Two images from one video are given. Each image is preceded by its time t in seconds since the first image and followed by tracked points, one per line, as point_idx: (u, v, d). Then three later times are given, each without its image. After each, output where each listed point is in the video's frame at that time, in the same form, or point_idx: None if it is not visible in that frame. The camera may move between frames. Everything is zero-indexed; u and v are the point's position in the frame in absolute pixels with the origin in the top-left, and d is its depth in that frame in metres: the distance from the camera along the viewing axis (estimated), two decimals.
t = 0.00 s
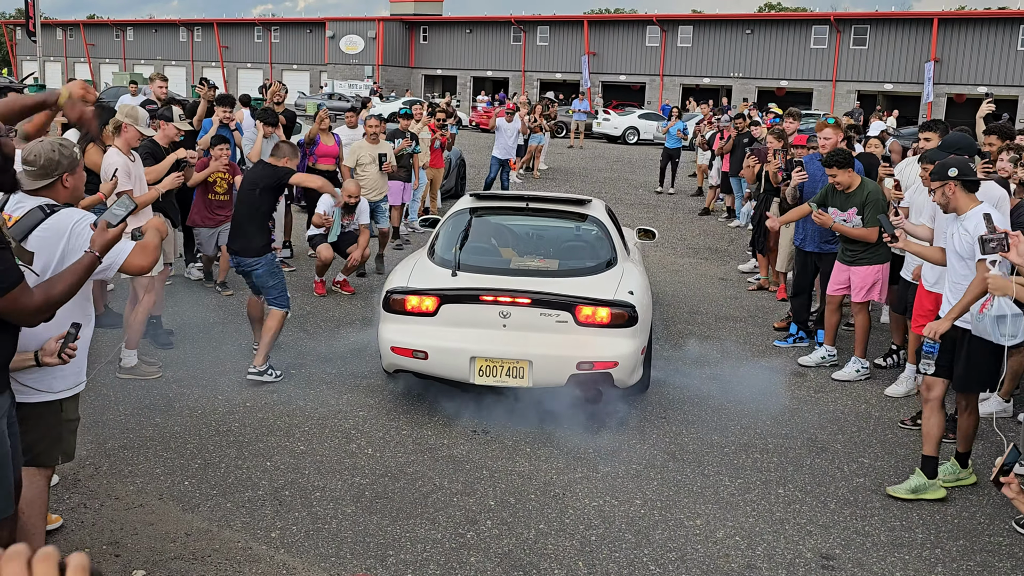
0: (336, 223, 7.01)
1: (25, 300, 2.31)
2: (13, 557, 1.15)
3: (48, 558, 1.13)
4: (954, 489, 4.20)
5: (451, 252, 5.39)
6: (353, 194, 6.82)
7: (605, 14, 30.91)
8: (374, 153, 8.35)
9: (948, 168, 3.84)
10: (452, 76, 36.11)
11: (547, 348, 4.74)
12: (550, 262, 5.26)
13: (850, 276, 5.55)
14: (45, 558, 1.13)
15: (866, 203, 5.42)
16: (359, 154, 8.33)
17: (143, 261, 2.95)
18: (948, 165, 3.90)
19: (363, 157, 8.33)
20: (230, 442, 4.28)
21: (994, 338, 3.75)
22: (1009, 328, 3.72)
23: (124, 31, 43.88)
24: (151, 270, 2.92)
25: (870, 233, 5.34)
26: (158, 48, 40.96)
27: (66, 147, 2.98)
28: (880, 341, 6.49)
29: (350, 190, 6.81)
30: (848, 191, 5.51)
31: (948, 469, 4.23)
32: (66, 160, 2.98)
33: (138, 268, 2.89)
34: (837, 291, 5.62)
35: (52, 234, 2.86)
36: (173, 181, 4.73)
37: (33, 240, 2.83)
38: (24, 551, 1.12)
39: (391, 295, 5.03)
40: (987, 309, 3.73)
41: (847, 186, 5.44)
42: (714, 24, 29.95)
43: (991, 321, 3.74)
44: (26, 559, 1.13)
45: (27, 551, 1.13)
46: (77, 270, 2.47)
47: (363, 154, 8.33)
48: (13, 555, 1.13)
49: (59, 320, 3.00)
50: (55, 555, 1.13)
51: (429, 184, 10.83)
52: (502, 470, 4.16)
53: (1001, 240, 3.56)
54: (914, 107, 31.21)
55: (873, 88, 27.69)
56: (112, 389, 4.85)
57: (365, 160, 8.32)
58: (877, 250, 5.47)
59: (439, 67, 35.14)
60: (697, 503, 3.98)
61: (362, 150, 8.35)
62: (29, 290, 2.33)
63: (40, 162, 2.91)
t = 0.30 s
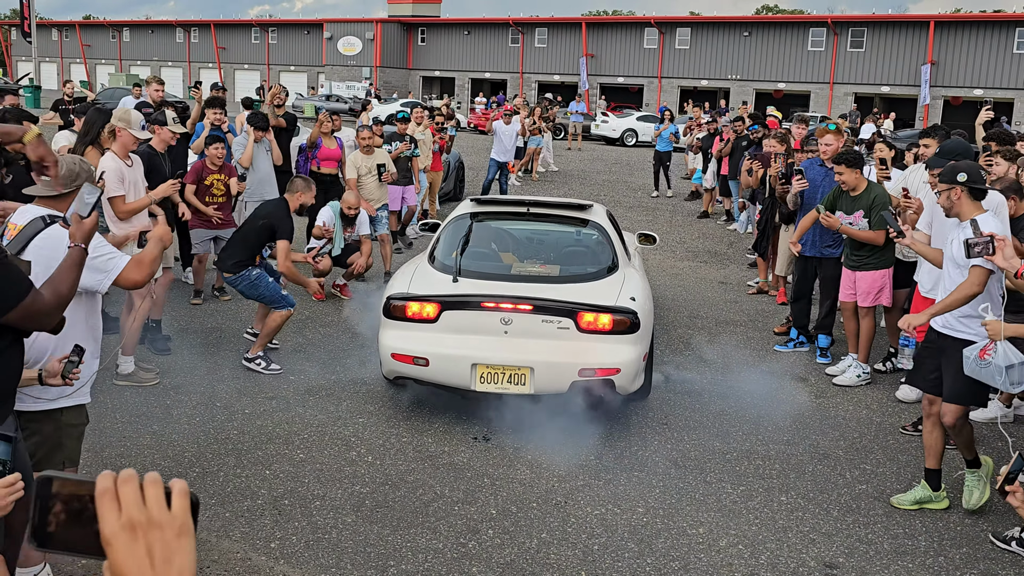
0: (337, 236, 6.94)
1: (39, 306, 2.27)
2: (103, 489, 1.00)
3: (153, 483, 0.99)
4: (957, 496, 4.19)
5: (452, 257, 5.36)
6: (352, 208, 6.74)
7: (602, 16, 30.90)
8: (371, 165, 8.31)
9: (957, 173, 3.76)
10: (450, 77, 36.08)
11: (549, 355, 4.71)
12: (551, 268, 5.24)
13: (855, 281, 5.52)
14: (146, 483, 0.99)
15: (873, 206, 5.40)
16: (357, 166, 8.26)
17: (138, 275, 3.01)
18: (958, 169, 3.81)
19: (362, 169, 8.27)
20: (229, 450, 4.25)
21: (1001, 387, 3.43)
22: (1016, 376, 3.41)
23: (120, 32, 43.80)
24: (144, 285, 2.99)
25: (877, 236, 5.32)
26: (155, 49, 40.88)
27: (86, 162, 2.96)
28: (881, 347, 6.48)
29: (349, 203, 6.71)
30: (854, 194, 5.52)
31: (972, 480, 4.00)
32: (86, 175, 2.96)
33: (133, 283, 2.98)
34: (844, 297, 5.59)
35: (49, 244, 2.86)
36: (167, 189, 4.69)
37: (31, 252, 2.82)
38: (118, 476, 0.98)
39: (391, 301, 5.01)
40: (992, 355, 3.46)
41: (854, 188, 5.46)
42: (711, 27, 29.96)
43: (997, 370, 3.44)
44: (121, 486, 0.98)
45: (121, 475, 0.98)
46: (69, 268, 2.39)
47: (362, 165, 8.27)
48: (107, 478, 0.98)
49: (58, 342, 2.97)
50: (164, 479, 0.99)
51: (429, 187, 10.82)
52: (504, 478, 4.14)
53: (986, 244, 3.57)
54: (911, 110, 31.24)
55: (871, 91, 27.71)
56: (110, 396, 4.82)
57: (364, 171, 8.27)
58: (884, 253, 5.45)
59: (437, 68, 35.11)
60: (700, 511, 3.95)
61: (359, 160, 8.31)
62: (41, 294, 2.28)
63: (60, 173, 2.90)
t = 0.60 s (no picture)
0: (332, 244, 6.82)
1: (57, 343, 2.10)
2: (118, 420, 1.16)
3: (156, 410, 1.13)
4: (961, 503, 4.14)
5: (449, 263, 5.30)
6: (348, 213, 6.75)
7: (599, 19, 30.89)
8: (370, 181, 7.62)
9: (976, 176, 3.64)
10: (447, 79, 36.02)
11: (548, 362, 4.65)
12: (550, 273, 5.18)
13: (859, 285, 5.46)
14: (151, 411, 1.13)
15: (872, 207, 5.34)
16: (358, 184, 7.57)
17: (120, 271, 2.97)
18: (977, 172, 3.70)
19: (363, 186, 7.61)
20: (222, 461, 4.19)
21: (992, 404, 3.44)
22: (1007, 393, 3.42)
23: (116, 34, 43.69)
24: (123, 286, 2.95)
25: (875, 236, 5.28)
26: (151, 51, 40.79)
27: (92, 166, 3.10)
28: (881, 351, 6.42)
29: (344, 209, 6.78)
30: (854, 196, 5.46)
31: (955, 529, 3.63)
32: (90, 178, 3.08)
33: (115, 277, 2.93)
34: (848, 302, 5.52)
35: (41, 239, 3.01)
36: (158, 198, 4.60)
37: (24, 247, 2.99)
38: (126, 406, 1.13)
39: (388, 309, 4.95)
40: (982, 372, 3.46)
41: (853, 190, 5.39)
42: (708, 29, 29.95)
43: (989, 388, 3.44)
44: (130, 415, 1.13)
45: (129, 405, 1.13)
46: (86, 298, 2.26)
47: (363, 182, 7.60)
48: (119, 408, 1.14)
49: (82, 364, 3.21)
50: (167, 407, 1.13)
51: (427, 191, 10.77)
52: (502, 488, 4.07)
53: (975, 259, 3.42)
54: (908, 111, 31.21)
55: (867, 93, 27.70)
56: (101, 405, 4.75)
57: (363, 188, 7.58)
58: (884, 255, 5.39)
59: (434, 70, 35.06)
60: (701, 520, 3.85)
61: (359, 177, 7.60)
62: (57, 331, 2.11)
63: (66, 173, 3.02)
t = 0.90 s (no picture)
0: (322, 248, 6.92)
1: None
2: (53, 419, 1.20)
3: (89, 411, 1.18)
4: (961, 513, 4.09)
5: (443, 269, 5.23)
6: (340, 216, 6.86)
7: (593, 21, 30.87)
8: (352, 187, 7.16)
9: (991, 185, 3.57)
10: (441, 81, 35.96)
11: (543, 371, 4.58)
12: (545, 279, 5.11)
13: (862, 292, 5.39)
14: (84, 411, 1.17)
15: (872, 211, 5.28)
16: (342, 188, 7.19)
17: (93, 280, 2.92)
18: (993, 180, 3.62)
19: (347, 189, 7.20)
20: (212, 472, 4.13)
21: (980, 432, 3.42)
22: (997, 421, 3.38)
23: (109, 34, 43.51)
24: (101, 293, 2.90)
25: (875, 241, 5.23)
26: (144, 52, 40.63)
27: (73, 169, 3.03)
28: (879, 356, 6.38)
29: (336, 213, 6.86)
30: (855, 200, 5.41)
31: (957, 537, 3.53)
32: (71, 182, 3.02)
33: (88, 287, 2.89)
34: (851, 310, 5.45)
35: (20, 247, 2.93)
36: (146, 205, 4.50)
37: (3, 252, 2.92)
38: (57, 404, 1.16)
39: (381, 316, 4.87)
40: (974, 400, 3.40)
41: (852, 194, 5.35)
42: (702, 31, 29.95)
43: (978, 416, 3.41)
44: (60, 414, 1.17)
45: (61, 405, 1.17)
46: (39, 300, 2.25)
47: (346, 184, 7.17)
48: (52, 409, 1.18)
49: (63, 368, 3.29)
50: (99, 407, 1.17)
51: (421, 194, 10.68)
52: (498, 499, 4.00)
53: (952, 280, 3.28)
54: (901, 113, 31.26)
55: (861, 95, 27.73)
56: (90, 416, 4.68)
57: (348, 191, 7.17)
58: (886, 262, 5.32)
59: (428, 72, 34.99)
60: (700, 531, 3.74)
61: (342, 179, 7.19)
62: None
63: (44, 178, 2.95)
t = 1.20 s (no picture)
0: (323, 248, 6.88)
1: None
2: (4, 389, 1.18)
3: (34, 391, 1.15)
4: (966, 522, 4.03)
5: (440, 273, 5.16)
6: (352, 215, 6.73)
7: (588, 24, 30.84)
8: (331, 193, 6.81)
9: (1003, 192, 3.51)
10: (435, 83, 35.88)
11: (540, 377, 4.51)
12: (543, 283, 5.04)
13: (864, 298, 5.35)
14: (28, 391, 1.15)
15: (880, 220, 5.23)
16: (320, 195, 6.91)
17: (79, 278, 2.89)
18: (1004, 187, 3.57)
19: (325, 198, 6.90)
20: (203, 479, 4.05)
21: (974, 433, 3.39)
22: (990, 425, 3.32)
23: (101, 34, 43.26)
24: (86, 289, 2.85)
25: (883, 248, 5.18)
26: (137, 53, 40.42)
27: (65, 170, 3.01)
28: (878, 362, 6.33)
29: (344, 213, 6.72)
30: (864, 206, 5.35)
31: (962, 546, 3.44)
32: (61, 182, 2.99)
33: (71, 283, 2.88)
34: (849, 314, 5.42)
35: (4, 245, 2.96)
36: (140, 209, 4.40)
37: None
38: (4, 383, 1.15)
39: (377, 320, 4.80)
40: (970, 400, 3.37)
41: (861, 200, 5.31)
42: (697, 34, 29.95)
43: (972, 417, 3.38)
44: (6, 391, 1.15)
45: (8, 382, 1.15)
46: None
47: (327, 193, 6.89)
48: None
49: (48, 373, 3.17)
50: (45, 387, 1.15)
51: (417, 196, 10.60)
52: (495, 508, 3.93)
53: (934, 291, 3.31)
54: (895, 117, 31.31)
55: (855, 99, 27.78)
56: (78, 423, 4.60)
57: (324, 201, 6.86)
58: (891, 271, 5.27)
59: (422, 74, 34.90)
60: (700, 540, 3.66)
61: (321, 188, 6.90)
62: None
63: (34, 175, 2.94)
